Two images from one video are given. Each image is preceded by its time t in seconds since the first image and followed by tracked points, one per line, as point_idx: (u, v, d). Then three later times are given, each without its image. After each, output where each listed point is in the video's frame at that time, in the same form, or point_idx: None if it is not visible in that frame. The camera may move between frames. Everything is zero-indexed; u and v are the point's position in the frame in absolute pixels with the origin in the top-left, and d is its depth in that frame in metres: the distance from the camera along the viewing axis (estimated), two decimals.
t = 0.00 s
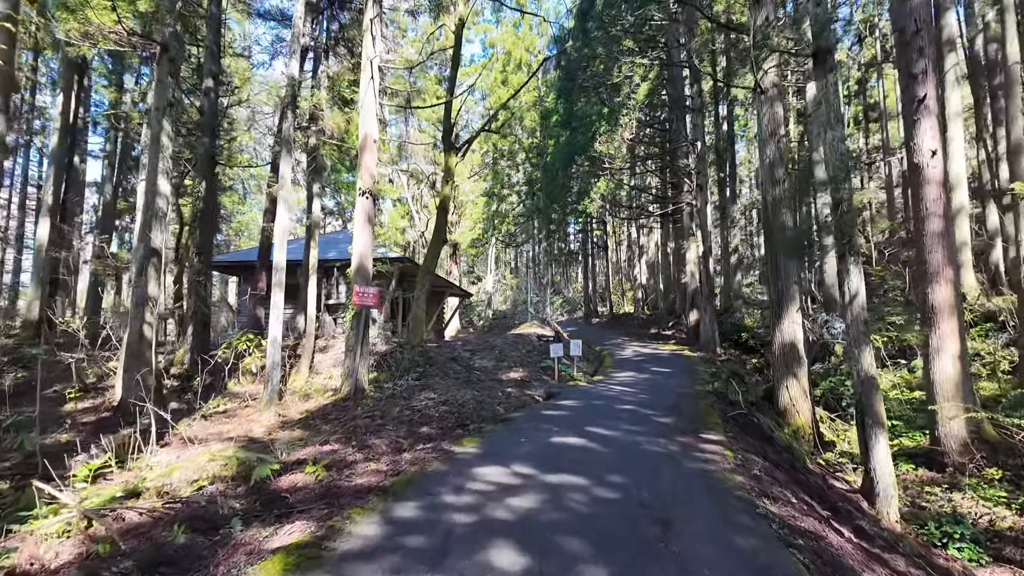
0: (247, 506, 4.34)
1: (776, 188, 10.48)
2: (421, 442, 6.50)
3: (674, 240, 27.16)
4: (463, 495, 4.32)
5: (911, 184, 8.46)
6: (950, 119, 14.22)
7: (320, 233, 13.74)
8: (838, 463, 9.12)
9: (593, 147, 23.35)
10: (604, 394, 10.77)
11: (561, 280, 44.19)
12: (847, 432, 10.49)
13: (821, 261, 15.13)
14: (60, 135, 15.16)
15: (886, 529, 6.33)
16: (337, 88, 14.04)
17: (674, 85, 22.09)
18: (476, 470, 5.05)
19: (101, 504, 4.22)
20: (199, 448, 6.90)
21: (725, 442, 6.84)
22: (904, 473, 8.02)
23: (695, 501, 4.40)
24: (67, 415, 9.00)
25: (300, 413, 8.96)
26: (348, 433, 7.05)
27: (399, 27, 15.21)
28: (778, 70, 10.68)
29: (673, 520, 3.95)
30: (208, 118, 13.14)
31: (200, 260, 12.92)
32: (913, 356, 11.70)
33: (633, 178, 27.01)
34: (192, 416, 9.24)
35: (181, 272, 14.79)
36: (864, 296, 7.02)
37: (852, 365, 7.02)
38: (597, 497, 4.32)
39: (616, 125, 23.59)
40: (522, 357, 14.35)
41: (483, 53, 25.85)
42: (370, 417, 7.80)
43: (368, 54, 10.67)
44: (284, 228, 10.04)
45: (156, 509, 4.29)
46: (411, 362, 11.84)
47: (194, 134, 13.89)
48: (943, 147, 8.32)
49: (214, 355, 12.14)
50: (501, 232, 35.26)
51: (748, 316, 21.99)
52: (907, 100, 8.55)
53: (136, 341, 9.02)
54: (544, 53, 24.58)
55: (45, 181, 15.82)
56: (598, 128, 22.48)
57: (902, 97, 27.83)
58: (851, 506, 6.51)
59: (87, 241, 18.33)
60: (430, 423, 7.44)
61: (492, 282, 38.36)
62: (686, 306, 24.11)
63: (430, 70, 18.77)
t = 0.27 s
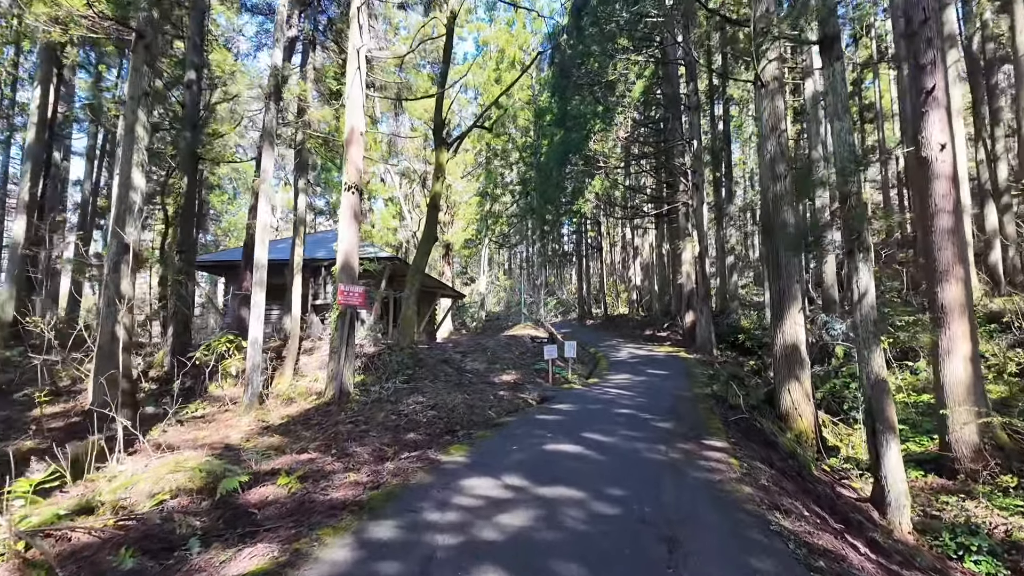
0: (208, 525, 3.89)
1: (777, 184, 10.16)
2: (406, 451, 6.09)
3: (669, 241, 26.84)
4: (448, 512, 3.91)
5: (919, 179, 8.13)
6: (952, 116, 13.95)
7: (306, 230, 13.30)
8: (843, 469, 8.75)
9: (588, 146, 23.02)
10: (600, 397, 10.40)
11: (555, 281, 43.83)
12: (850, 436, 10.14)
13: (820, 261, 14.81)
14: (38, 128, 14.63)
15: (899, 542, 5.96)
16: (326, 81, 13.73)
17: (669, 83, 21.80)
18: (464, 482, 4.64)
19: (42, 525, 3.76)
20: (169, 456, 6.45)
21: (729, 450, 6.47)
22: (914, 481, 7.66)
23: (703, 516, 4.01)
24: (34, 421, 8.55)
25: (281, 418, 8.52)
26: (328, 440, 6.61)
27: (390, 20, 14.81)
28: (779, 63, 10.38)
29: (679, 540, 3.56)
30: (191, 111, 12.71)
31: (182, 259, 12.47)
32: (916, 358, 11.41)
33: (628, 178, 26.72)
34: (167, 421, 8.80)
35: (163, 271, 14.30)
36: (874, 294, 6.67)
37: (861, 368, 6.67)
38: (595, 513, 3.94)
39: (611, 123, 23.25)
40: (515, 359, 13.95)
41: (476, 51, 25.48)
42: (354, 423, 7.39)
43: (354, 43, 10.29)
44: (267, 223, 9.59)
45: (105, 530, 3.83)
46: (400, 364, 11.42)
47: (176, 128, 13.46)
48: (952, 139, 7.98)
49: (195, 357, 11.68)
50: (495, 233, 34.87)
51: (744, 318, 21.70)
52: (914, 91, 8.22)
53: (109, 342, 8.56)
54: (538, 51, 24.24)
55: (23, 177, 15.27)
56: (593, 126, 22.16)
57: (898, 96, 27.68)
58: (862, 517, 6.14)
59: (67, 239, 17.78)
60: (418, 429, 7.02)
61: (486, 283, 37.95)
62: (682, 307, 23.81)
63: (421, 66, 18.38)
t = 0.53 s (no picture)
0: (166, 548, 3.51)
1: (780, 181, 9.84)
2: (393, 460, 5.72)
3: (666, 241, 26.52)
4: (434, 532, 3.55)
5: (930, 174, 7.81)
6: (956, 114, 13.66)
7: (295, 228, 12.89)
8: (850, 475, 8.43)
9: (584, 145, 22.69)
10: (597, 400, 10.04)
11: (551, 282, 43.51)
12: (855, 440, 9.81)
13: (822, 261, 14.51)
14: (18, 122, 14.18)
15: (916, 556, 5.62)
16: (316, 75, 13.38)
17: (667, 80, 21.47)
18: (453, 496, 4.28)
19: None
20: (139, 466, 6.06)
21: (735, 458, 6.12)
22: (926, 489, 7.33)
23: (714, 536, 3.66)
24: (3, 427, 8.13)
25: (263, 423, 8.13)
26: (310, 448, 6.24)
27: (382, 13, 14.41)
28: (782, 55, 10.07)
29: (690, 565, 3.21)
30: (175, 105, 12.30)
31: (165, 257, 12.07)
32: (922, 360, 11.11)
33: (624, 178, 26.42)
34: (144, 427, 8.39)
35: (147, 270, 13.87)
36: (887, 293, 6.34)
37: (874, 371, 6.34)
38: (597, 534, 3.58)
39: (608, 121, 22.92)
40: (510, 360, 13.59)
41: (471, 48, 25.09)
42: (339, 429, 6.99)
43: (343, 33, 9.90)
44: (251, 219, 9.19)
45: (49, 554, 3.45)
46: (391, 366, 11.03)
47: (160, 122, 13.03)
48: (964, 133, 7.66)
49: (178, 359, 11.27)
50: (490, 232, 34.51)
51: (743, 318, 21.39)
52: (925, 84, 7.90)
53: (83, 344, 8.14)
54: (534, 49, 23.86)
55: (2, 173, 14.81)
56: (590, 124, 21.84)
57: (895, 95, 27.49)
58: (876, 529, 5.81)
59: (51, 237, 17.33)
60: (406, 436, 6.64)
61: (481, 283, 37.62)
62: (679, 308, 23.50)
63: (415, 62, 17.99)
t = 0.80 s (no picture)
0: None
1: (783, 177, 9.47)
2: (376, 472, 5.31)
3: (662, 241, 26.20)
4: (416, 560, 3.15)
5: (942, 169, 7.47)
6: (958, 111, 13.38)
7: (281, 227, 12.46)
8: (858, 484, 8.04)
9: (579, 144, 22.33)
10: (594, 404, 9.66)
11: (546, 283, 43.13)
12: (861, 446, 9.43)
13: (822, 261, 14.18)
14: None
15: (936, 573, 5.27)
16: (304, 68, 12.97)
17: (663, 78, 21.15)
18: (439, 515, 3.89)
19: None
20: (101, 477, 5.63)
21: (742, 467, 5.75)
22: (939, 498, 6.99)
23: (729, 561, 3.29)
24: None
25: (243, 430, 7.71)
26: (288, 458, 5.82)
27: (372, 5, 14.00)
28: (784, 48, 9.71)
29: None
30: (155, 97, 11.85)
31: (145, 256, 11.62)
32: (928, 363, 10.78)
33: (619, 178, 26.10)
34: (116, 434, 7.96)
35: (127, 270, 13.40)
36: (901, 293, 6.00)
37: (887, 375, 5.99)
38: (598, 560, 3.21)
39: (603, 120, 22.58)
40: (503, 363, 13.20)
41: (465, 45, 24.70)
42: (321, 436, 6.58)
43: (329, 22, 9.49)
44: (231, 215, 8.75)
45: None
46: (379, 369, 10.59)
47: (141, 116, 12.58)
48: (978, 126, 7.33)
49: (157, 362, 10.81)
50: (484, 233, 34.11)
51: (740, 320, 21.07)
52: (936, 74, 7.56)
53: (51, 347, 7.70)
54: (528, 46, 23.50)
55: None
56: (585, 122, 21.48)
57: (892, 95, 27.29)
58: (892, 544, 5.45)
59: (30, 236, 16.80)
60: (392, 445, 6.23)
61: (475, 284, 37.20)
62: (676, 309, 23.16)
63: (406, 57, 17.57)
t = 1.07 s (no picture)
0: None
1: (784, 172, 9.14)
2: (354, 484, 4.92)
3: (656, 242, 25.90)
4: None
5: (951, 163, 7.16)
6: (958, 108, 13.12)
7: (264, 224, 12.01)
8: (863, 491, 7.70)
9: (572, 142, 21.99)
10: (587, 408, 9.29)
11: (538, 284, 42.78)
12: (864, 451, 9.09)
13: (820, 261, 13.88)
14: None
15: None
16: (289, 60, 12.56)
17: (657, 76, 20.84)
18: (418, 535, 3.50)
19: None
20: (55, 490, 5.20)
21: (746, 476, 5.39)
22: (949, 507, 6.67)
23: None
24: None
25: (216, 436, 7.29)
26: (260, 468, 5.41)
27: None
28: (784, 39, 9.38)
29: None
30: (132, 89, 11.37)
31: (120, 253, 11.15)
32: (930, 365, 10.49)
33: (612, 178, 25.81)
34: (82, 441, 7.52)
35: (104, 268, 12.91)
36: (914, 291, 5.68)
37: (898, 378, 5.67)
38: None
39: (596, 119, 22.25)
40: (494, 365, 12.81)
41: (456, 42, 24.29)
42: (298, 443, 6.17)
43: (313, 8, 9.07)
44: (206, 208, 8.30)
45: None
46: (365, 371, 10.18)
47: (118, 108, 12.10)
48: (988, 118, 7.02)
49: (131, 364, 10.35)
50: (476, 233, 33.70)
51: (735, 322, 20.79)
52: (945, 64, 7.25)
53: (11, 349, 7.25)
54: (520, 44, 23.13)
55: None
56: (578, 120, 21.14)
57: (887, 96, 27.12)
58: (906, 558, 5.11)
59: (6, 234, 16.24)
60: (372, 453, 5.83)
61: (467, 285, 36.78)
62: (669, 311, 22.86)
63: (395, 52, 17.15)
